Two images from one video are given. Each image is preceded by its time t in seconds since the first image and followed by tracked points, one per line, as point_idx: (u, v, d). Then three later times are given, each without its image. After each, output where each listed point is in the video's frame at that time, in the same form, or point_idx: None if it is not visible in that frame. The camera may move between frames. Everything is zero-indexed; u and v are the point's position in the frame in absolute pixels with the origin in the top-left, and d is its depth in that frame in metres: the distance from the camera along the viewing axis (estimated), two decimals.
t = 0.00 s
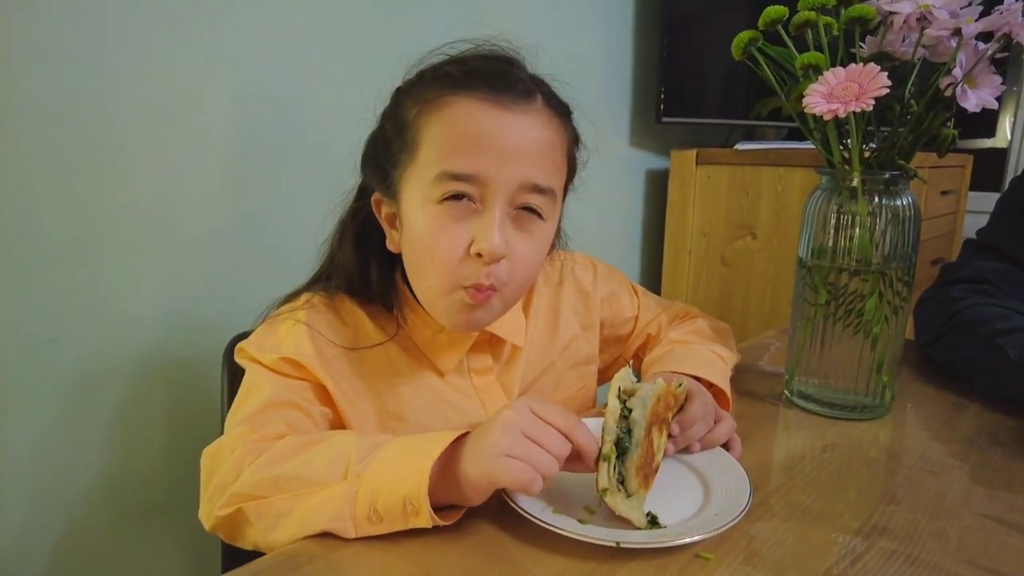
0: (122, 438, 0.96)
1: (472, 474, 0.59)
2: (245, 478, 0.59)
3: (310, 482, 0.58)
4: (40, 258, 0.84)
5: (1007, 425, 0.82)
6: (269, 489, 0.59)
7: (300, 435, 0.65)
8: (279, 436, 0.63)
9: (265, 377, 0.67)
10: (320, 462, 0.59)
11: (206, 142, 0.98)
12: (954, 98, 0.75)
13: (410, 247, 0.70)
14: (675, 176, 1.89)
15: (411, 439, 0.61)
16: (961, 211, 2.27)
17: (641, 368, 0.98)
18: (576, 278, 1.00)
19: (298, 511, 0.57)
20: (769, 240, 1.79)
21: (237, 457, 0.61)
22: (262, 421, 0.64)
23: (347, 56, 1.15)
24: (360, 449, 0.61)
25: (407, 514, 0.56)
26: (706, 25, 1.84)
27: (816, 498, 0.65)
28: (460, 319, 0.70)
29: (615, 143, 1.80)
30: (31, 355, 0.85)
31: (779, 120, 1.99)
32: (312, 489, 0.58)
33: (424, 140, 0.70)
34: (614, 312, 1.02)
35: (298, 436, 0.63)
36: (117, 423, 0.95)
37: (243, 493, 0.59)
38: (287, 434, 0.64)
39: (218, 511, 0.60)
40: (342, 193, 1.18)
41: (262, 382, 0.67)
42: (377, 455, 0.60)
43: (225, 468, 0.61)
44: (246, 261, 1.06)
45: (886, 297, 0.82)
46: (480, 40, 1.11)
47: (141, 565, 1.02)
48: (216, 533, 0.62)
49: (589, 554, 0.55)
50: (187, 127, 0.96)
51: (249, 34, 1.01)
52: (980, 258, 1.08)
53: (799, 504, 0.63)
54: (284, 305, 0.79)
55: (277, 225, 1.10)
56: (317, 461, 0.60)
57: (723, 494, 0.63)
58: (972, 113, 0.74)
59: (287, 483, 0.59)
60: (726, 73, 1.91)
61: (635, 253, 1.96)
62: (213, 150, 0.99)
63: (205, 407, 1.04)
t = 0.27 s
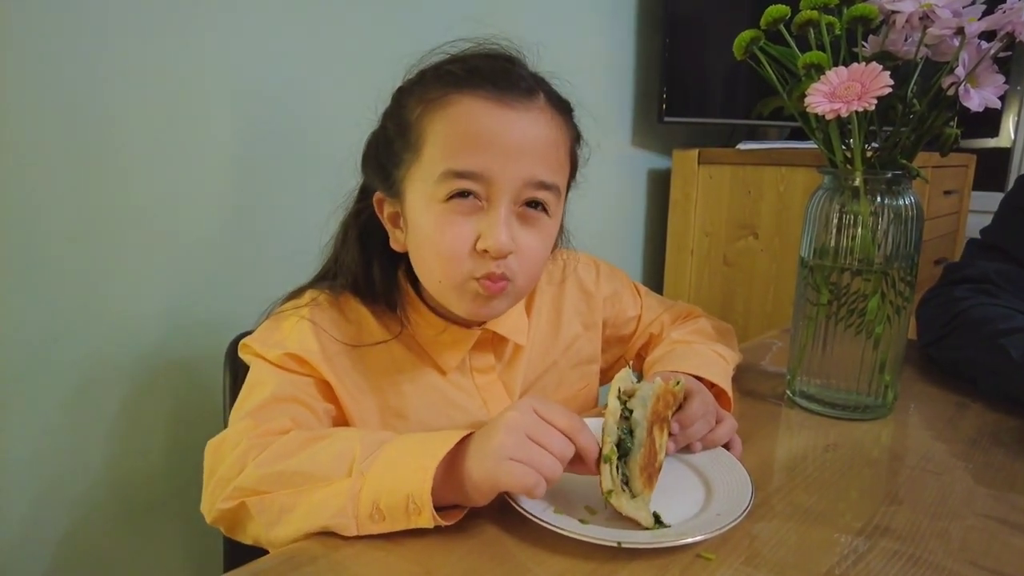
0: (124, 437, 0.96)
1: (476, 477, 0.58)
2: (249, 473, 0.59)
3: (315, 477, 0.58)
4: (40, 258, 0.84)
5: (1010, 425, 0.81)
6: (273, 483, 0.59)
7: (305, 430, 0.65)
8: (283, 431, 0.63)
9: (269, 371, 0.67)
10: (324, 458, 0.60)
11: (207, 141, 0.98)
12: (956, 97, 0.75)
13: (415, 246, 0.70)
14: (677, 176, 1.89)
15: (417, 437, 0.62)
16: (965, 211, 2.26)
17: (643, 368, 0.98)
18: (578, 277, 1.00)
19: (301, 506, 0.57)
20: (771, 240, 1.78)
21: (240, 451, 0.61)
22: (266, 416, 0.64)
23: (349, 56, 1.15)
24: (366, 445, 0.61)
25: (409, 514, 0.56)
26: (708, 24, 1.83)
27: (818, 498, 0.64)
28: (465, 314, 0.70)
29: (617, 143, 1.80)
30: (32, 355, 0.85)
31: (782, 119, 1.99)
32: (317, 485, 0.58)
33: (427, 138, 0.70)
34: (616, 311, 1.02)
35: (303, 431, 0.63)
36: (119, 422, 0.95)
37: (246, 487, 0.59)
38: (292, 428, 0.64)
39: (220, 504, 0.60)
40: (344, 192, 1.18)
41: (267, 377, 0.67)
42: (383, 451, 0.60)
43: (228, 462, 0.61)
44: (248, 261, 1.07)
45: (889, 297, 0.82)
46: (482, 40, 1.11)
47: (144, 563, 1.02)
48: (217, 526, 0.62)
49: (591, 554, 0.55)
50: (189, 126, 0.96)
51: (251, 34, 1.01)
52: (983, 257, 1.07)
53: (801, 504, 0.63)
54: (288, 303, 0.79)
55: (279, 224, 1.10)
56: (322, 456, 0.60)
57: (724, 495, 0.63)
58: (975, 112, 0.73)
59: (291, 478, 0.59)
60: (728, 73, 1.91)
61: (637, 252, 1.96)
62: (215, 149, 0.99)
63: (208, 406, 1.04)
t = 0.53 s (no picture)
0: (126, 438, 0.96)
1: (477, 477, 0.58)
2: (251, 473, 0.59)
3: (317, 477, 0.59)
4: (44, 259, 0.85)
5: (1011, 426, 0.81)
6: (276, 483, 0.59)
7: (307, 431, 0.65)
8: (286, 432, 0.63)
9: (272, 372, 0.67)
10: (326, 458, 0.60)
11: (209, 142, 0.98)
12: (958, 98, 0.75)
13: (414, 247, 0.70)
14: (678, 176, 1.89)
15: (419, 438, 0.62)
16: (967, 211, 2.26)
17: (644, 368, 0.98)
18: (580, 277, 1.00)
19: (303, 507, 0.57)
20: (772, 240, 1.78)
21: (243, 451, 0.61)
22: (270, 417, 0.64)
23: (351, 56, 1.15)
24: (368, 446, 0.61)
25: (410, 513, 0.56)
26: (709, 25, 1.83)
27: (819, 500, 0.64)
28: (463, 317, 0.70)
29: (619, 143, 1.80)
30: (35, 355, 0.86)
31: (783, 120, 1.99)
32: (319, 486, 0.58)
33: (427, 139, 0.70)
34: (617, 311, 1.02)
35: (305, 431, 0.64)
36: (121, 423, 0.95)
37: (248, 488, 0.59)
38: (294, 429, 0.64)
39: (222, 504, 0.60)
40: (345, 193, 1.18)
41: (270, 378, 0.67)
42: (385, 452, 0.60)
43: (230, 464, 0.61)
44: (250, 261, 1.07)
45: (890, 297, 0.82)
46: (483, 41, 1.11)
47: (147, 564, 1.02)
48: (220, 526, 0.62)
49: (592, 555, 0.55)
50: (191, 127, 0.96)
51: (253, 34, 1.01)
52: (985, 257, 1.07)
53: (801, 505, 0.63)
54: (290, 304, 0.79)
55: (281, 224, 1.10)
56: (325, 457, 0.60)
57: (726, 496, 0.63)
58: (977, 113, 0.73)
59: (293, 478, 0.59)
60: (730, 73, 1.91)
61: (639, 252, 1.96)
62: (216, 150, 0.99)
63: (210, 407, 1.05)
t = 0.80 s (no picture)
0: (130, 438, 0.97)
1: (480, 477, 0.59)
2: (256, 474, 0.60)
3: (321, 478, 0.59)
4: (47, 259, 0.85)
5: (1012, 427, 0.82)
6: (281, 484, 0.59)
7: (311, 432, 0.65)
8: (292, 432, 0.64)
9: (277, 373, 0.68)
10: (331, 458, 0.60)
11: (211, 143, 0.99)
12: (959, 100, 0.76)
13: (415, 249, 0.70)
14: (680, 176, 1.89)
15: (422, 439, 0.62)
16: (968, 211, 2.26)
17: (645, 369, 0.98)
18: (581, 276, 1.01)
19: (308, 507, 0.58)
20: (773, 241, 1.79)
21: (248, 452, 0.61)
22: (276, 417, 0.65)
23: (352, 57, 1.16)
24: (371, 447, 0.61)
25: (414, 513, 0.56)
26: (710, 25, 1.84)
27: (820, 500, 0.65)
28: (462, 318, 0.70)
29: (620, 143, 1.80)
30: (39, 356, 0.86)
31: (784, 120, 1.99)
32: (323, 486, 0.59)
33: (428, 141, 0.71)
34: (619, 312, 1.03)
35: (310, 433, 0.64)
36: (125, 423, 0.96)
37: (253, 488, 0.60)
38: (300, 430, 0.65)
39: (228, 504, 0.60)
40: (347, 193, 1.19)
41: (274, 379, 0.67)
42: (388, 454, 0.61)
43: (235, 464, 0.61)
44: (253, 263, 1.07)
45: (890, 299, 0.83)
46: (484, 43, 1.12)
47: (151, 563, 1.03)
48: (225, 526, 0.63)
49: (594, 556, 0.55)
50: (193, 128, 0.96)
51: (255, 35, 1.02)
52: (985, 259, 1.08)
53: (802, 506, 0.64)
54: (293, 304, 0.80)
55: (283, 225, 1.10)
56: (329, 458, 0.60)
57: (728, 497, 0.63)
58: (977, 115, 0.73)
59: (298, 478, 0.59)
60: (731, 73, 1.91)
61: (640, 252, 1.96)
62: (218, 151, 1.00)
63: (213, 407, 1.05)
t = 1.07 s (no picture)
0: (132, 438, 0.97)
1: (477, 469, 0.60)
2: (259, 476, 0.60)
3: (322, 479, 0.59)
4: (49, 260, 0.86)
5: (1012, 428, 0.82)
6: (282, 486, 0.60)
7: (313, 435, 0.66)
8: (294, 435, 0.64)
9: (278, 376, 0.68)
10: (333, 459, 0.61)
11: (214, 145, 0.99)
12: (959, 102, 0.76)
13: (419, 251, 0.71)
14: (681, 177, 1.89)
15: (422, 439, 0.62)
16: (969, 211, 2.26)
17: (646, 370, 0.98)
18: (583, 277, 1.01)
19: (310, 509, 0.58)
20: (775, 241, 1.79)
21: (251, 455, 0.61)
22: (278, 420, 0.65)
23: (354, 58, 1.16)
24: (372, 448, 0.62)
25: (415, 514, 0.57)
26: (712, 26, 1.84)
27: (820, 501, 0.65)
28: (473, 314, 0.70)
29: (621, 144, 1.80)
30: (42, 356, 0.87)
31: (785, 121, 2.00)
32: (324, 488, 0.59)
33: (432, 144, 0.71)
34: (620, 313, 1.03)
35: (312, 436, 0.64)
36: (127, 423, 0.96)
37: (256, 490, 0.60)
38: (301, 433, 0.65)
39: (231, 507, 0.61)
40: (349, 195, 1.19)
41: (276, 382, 0.68)
42: (389, 455, 0.61)
43: (239, 467, 0.62)
44: (255, 264, 1.08)
45: (891, 300, 0.83)
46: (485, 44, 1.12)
47: (154, 563, 1.03)
48: (229, 529, 0.63)
49: (594, 556, 0.55)
50: (195, 130, 0.97)
51: (257, 37, 1.02)
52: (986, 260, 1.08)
53: (802, 507, 0.64)
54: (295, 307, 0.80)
55: (285, 226, 1.10)
56: (330, 459, 0.61)
57: (728, 497, 0.63)
58: (977, 118, 0.73)
59: (300, 480, 0.60)
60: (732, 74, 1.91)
61: (641, 253, 1.97)
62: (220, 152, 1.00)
63: (216, 408, 1.06)
